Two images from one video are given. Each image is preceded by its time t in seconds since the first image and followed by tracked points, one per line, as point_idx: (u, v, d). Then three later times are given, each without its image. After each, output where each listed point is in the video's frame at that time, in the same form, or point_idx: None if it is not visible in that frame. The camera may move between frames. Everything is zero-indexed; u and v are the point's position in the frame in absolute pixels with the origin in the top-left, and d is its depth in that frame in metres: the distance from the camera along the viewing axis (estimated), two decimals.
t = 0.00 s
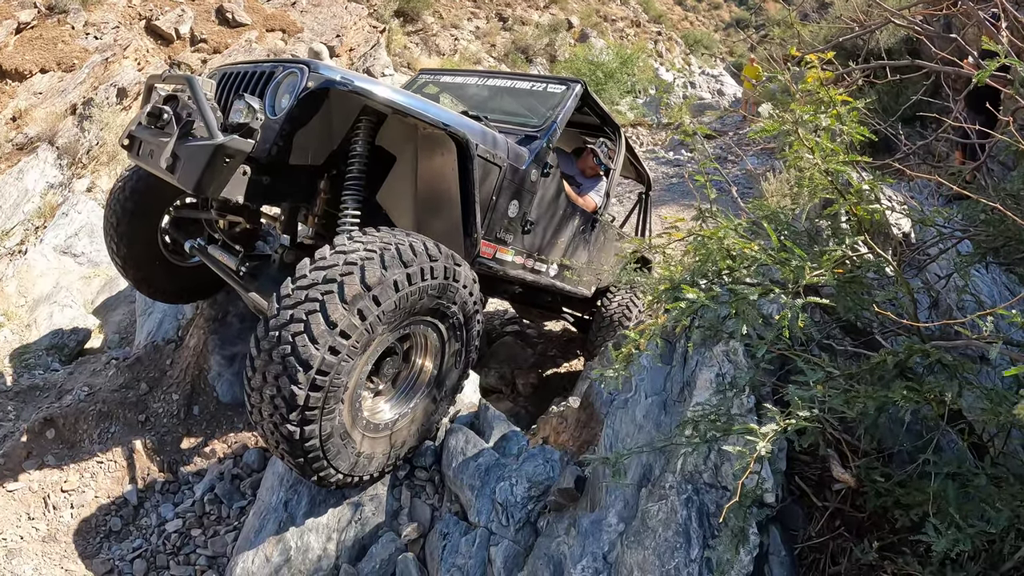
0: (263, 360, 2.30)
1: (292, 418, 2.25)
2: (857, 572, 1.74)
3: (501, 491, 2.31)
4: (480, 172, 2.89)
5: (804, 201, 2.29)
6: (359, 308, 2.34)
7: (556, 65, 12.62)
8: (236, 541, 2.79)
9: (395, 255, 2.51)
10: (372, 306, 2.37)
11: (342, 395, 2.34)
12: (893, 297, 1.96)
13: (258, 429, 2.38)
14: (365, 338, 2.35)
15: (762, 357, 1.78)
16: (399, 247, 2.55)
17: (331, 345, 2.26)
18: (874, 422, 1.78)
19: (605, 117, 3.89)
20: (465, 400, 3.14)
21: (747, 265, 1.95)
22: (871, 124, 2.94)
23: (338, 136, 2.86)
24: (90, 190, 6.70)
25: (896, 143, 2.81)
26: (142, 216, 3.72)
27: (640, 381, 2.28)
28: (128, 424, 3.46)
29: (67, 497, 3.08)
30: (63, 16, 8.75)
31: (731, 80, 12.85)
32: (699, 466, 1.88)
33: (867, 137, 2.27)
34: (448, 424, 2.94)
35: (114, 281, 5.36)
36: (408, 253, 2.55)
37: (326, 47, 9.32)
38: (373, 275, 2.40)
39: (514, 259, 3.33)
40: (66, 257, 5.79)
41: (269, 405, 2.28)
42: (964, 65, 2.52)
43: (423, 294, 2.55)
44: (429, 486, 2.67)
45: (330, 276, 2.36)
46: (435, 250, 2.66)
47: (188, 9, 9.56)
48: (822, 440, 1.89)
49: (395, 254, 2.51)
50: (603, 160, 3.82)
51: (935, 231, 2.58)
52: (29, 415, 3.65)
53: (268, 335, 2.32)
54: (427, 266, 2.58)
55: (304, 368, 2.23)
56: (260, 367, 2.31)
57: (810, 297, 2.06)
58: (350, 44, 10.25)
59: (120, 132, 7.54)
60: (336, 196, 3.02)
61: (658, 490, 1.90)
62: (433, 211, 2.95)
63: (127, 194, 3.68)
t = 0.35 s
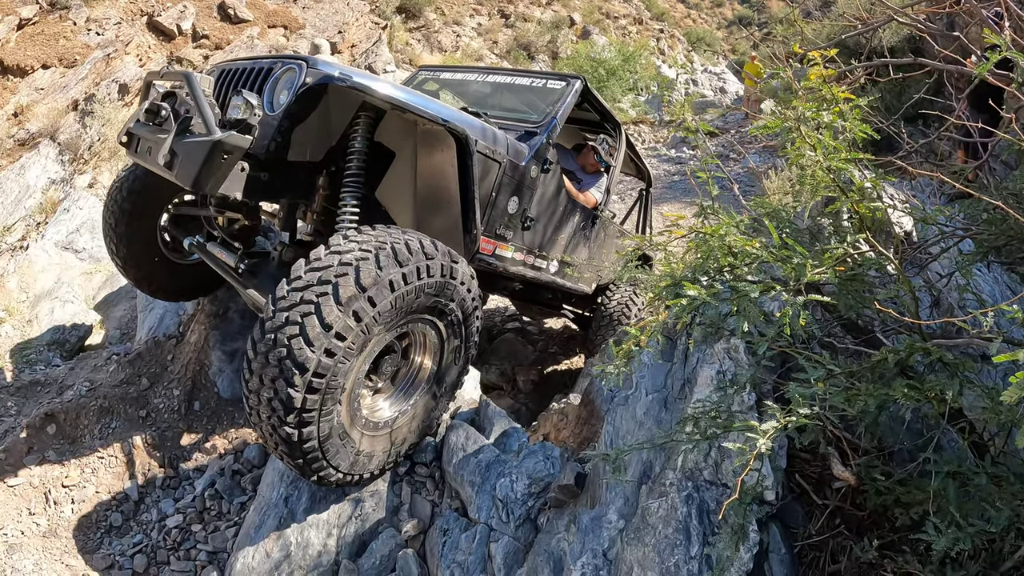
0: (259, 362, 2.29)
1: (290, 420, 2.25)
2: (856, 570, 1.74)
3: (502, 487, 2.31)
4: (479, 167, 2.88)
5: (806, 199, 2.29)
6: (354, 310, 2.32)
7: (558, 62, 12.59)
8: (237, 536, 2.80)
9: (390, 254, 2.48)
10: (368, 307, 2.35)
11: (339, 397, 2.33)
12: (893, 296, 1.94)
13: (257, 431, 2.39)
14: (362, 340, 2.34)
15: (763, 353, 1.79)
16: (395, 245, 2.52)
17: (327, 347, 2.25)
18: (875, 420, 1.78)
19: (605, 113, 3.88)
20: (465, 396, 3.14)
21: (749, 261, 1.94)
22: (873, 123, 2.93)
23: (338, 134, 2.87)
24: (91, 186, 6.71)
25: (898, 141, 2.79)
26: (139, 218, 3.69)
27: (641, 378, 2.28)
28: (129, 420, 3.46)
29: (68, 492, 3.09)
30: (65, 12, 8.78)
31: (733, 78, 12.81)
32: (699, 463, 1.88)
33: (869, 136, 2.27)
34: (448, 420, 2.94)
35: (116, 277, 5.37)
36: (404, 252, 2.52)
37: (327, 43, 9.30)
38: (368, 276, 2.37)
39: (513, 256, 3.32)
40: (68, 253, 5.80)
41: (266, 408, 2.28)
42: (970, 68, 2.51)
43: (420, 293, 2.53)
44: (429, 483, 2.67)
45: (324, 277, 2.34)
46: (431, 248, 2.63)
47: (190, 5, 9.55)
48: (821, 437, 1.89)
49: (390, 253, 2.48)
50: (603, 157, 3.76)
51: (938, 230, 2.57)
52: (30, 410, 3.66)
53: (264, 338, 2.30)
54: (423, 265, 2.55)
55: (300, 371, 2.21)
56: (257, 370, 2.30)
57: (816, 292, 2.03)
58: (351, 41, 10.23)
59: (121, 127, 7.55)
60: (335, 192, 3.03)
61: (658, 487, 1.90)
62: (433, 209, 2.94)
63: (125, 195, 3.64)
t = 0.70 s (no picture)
0: (243, 380, 2.25)
1: (278, 437, 2.23)
2: (859, 565, 1.73)
3: (502, 481, 2.30)
4: (469, 162, 2.83)
5: (809, 192, 2.27)
6: (331, 323, 2.24)
7: (561, 58, 12.56)
8: (237, 529, 2.79)
9: (366, 260, 2.39)
10: (345, 319, 2.27)
11: (326, 409, 2.30)
12: (898, 289, 1.95)
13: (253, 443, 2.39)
14: (342, 353, 2.27)
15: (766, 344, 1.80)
16: (372, 250, 2.43)
17: (306, 364, 2.19)
18: (879, 413, 1.76)
19: (601, 105, 3.85)
20: (466, 391, 3.08)
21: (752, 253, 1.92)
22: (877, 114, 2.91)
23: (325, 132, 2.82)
24: (92, 180, 6.70)
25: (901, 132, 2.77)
26: (128, 229, 3.66)
27: (643, 371, 2.27)
28: (130, 413, 3.46)
29: (68, 485, 3.08)
30: (66, 6, 8.79)
31: (736, 75, 12.78)
32: (701, 456, 1.87)
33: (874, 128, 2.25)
34: (449, 414, 2.92)
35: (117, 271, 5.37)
36: (381, 257, 2.42)
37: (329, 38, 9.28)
38: (344, 288, 2.29)
39: (508, 251, 3.29)
40: (69, 246, 5.80)
41: (255, 425, 2.26)
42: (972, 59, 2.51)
43: (400, 298, 2.45)
44: (430, 476, 2.66)
45: (299, 292, 2.27)
46: (412, 248, 2.53)
47: None
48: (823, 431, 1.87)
49: (365, 259, 2.38)
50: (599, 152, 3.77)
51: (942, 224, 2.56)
52: (31, 403, 3.65)
53: (245, 356, 2.26)
54: (403, 268, 2.46)
55: (282, 390, 2.17)
56: (242, 388, 2.26)
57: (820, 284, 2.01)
58: (354, 36, 10.22)
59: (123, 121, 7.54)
60: (324, 190, 2.97)
61: (660, 480, 1.88)
62: (425, 206, 2.94)
63: (111, 207, 3.60)
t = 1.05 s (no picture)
0: (226, 410, 2.21)
1: (267, 463, 2.20)
2: (859, 568, 1.72)
3: (503, 477, 2.28)
4: (457, 162, 2.77)
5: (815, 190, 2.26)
6: (301, 350, 2.15)
7: (570, 55, 12.53)
8: (237, 522, 2.78)
9: (331, 278, 2.28)
10: (314, 343, 2.17)
11: (309, 428, 2.25)
12: (903, 289, 1.93)
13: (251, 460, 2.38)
14: (317, 375, 2.20)
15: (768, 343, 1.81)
16: (337, 264, 2.32)
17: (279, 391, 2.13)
18: (881, 415, 1.75)
19: (597, 99, 3.81)
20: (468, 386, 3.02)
21: (753, 252, 1.92)
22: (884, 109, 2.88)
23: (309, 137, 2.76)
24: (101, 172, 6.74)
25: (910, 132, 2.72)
26: (120, 246, 3.69)
27: (645, 368, 2.26)
28: (133, 405, 3.49)
29: (70, 475, 3.10)
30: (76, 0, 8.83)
31: (746, 74, 12.70)
32: (701, 456, 1.84)
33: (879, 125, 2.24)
34: (449, 409, 2.89)
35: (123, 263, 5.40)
36: (348, 271, 2.31)
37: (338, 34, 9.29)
38: (312, 311, 2.19)
39: (502, 252, 3.24)
40: (77, 239, 5.84)
41: (246, 451, 2.24)
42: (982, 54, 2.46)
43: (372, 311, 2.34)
44: (430, 472, 2.65)
45: (266, 318, 2.17)
46: (381, 257, 2.42)
47: None
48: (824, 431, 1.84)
49: (331, 277, 2.28)
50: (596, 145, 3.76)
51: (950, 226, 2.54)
52: (35, 394, 3.67)
53: (223, 384, 2.21)
54: (371, 279, 2.35)
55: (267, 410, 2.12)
56: (227, 417, 2.22)
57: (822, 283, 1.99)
58: (364, 31, 10.23)
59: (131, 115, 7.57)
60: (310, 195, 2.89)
61: (659, 479, 1.86)
62: (416, 208, 2.90)
63: (99, 229, 3.64)
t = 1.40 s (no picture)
0: (219, 439, 2.18)
1: (269, 488, 2.18)
2: None
3: (516, 475, 2.25)
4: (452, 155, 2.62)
5: (844, 193, 2.22)
6: (276, 381, 2.04)
7: (588, 51, 12.44)
8: (244, 512, 2.74)
9: (298, 300, 2.13)
10: (290, 371, 2.06)
11: (305, 449, 2.19)
12: (933, 296, 1.88)
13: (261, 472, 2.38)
14: (299, 400, 2.11)
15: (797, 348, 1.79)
16: (304, 283, 2.17)
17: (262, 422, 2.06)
18: (909, 425, 1.70)
19: (600, 83, 3.65)
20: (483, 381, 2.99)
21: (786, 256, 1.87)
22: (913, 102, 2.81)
23: (297, 136, 2.66)
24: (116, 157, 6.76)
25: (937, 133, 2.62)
26: (120, 270, 3.65)
27: (666, 369, 2.22)
28: (143, 390, 3.47)
29: (77, 460, 3.09)
30: None
31: (766, 75, 12.54)
32: (723, 461, 1.80)
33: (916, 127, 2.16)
34: (464, 405, 2.84)
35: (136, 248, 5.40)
36: (316, 289, 2.16)
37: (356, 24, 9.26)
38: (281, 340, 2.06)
39: (504, 246, 3.10)
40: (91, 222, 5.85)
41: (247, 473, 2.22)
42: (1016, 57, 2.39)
43: (348, 325, 2.20)
44: (442, 468, 2.61)
45: (238, 350, 2.07)
46: (353, 265, 2.25)
47: None
48: (851, 441, 1.79)
49: (297, 299, 2.12)
50: (588, 119, 3.62)
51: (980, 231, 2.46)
52: (44, 377, 3.69)
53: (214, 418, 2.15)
54: (342, 293, 2.19)
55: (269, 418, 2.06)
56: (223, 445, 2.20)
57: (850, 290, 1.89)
58: (382, 22, 10.21)
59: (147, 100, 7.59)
60: (300, 196, 2.77)
61: (680, 484, 1.81)
62: (413, 207, 2.81)
63: (97, 260, 3.58)
